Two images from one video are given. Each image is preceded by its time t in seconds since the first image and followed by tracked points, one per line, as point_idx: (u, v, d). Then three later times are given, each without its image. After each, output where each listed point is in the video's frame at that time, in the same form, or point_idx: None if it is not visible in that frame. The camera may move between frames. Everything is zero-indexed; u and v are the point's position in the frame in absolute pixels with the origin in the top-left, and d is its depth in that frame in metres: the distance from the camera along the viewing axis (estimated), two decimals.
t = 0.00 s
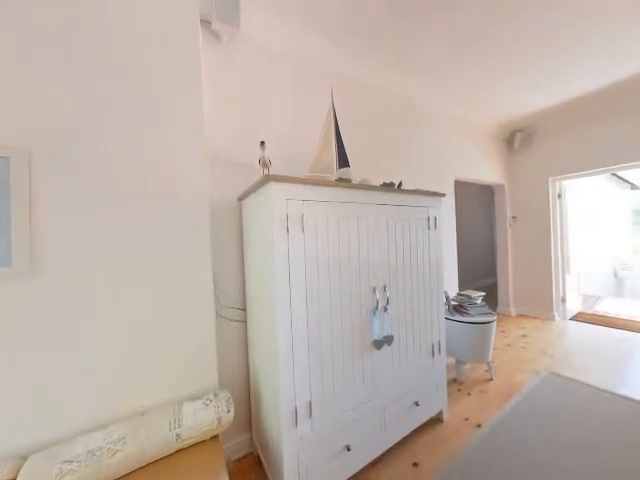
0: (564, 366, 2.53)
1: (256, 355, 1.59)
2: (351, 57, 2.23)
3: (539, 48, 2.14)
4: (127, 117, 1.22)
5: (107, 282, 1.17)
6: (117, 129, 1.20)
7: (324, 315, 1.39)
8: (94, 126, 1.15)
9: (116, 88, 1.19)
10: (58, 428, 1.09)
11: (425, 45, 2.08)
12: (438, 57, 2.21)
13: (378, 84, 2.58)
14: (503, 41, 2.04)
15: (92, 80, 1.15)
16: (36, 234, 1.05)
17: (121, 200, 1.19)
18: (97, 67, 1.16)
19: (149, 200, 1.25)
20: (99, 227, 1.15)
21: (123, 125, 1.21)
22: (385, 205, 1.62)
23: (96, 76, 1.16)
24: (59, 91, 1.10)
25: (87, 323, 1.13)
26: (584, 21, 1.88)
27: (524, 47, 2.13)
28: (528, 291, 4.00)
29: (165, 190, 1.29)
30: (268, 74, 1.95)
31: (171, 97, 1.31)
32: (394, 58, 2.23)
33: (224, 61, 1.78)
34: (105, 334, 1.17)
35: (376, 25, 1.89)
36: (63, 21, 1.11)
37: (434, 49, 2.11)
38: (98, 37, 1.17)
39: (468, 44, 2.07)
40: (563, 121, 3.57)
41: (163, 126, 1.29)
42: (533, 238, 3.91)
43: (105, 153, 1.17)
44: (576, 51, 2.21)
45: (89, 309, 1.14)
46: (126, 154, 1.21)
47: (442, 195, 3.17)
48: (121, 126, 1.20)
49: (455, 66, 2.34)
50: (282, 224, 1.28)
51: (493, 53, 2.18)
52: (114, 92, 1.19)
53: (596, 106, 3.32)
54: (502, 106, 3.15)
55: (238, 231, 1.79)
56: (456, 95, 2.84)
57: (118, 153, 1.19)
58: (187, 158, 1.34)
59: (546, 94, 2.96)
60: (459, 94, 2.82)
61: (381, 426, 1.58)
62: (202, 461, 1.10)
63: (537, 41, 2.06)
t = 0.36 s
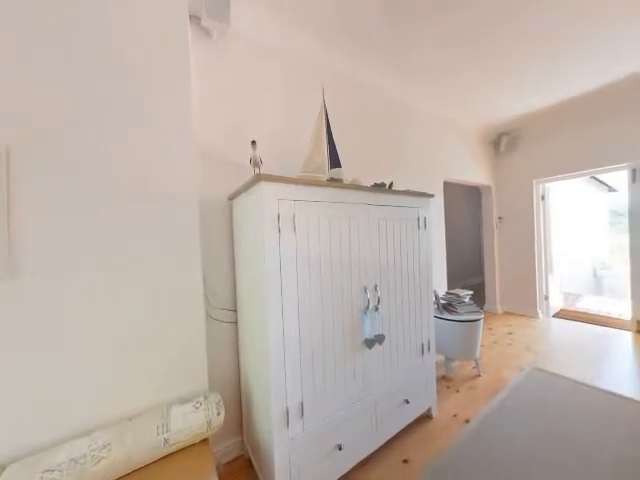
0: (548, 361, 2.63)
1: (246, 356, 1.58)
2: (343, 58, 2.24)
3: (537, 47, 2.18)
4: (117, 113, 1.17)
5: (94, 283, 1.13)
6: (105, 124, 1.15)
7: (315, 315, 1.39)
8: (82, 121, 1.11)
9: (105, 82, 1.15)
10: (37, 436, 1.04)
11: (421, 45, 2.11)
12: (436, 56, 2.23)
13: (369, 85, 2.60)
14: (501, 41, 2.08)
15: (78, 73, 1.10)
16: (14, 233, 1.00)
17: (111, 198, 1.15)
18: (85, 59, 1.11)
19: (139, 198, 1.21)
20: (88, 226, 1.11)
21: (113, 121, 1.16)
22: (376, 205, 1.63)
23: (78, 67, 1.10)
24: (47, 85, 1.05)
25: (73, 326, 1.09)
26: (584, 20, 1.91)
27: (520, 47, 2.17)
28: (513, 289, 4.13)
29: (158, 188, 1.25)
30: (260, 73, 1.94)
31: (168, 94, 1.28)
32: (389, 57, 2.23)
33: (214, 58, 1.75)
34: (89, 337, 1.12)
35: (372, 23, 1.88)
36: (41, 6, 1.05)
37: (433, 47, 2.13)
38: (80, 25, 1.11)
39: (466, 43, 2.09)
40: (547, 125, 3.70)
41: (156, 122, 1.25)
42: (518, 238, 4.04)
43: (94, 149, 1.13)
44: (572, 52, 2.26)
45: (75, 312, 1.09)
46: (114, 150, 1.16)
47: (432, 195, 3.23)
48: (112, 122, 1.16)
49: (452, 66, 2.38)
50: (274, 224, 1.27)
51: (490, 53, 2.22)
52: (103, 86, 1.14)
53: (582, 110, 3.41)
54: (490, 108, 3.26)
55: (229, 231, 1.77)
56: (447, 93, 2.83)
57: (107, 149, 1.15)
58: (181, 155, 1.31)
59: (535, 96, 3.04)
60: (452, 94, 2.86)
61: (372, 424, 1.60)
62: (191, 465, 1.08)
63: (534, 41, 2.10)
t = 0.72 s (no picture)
0: (532, 357, 2.73)
1: (237, 357, 1.56)
2: (334, 58, 2.25)
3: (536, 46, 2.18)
4: (104, 108, 1.14)
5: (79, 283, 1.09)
6: (91, 121, 1.11)
7: (307, 315, 1.39)
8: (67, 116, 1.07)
9: (91, 77, 1.11)
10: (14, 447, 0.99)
11: (416, 46, 2.13)
12: (428, 58, 2.26)
13: (360, 86, 2.63)
14: (495, 42, 2.11)
15: (63, 66, 1.06)
16: None
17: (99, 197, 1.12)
18: (71, 52, 1.08)
19: (126, 197, 1.17)
20: (73, 225, 1.07)
21: (100, 117, 1.13)
22: (367, 205, 1.65)
23: (58, 58, 1.06)
24: (23, 76, 1.00)
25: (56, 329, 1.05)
26: (584, 20, 1.92)
27: (517, 47, 2.18)
28: (499, 288, 4.26)
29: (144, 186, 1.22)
30: (251, 71, 1.92)
31: (158, 91, 1.25)
32: (380, 58, 2.26)
33: (204, 55, 1.72)
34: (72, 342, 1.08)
35: (365, 23, 1.89)
36: None
37: (433, 44, 2.10)
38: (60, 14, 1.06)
39: (459, 44, 2.12)
40: (531, 128, 3.83)
41: (145, 119, 1.22)
42: (504, 238, 4.17)
43: (80, 146, 1.09)
44: (568, 53, 2.29)
45: (59, 314, 1.06)
46: (100, 147, 1.12)
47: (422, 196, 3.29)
48: (98, 119, 1.13)
49: (450, 67, 2.40)
50: (265, 224, 1.26)
51: (487, 52, 2.23)
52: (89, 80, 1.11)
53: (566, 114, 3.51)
54: (475, 113, 3.38)
55: (219, 230, 1.74)
56: (447, 91, 2.81)
57: (92, 146, 1.11)
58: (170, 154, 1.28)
59: (519, 101, 3.16)
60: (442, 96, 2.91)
61: (364, 422, 1.61)
62: (180, 471, 1.06)
63: (531, 41, 2.12)
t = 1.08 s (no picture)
0: (517, 353, 2.81)
1: (227, 359, 1.54)
2: (325, 58, 2.26)
3: (539, 45, 2.18)
4: (89, 104, 1.11)
5: (61, 285, 1.05)
6: (75, 117, 1.08)
7: (298, 315, 1.39)
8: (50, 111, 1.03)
9: (75, 71, 1.07)
10: None
11: (415, 46, 2.13)
12: (418, 60, 2.29)
13: (350, 87, 2.65)
14: (486, 45, 2.14)
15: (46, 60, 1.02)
16: None
17: (83, 194, 1.08)
18: (53, 44, 1.04)
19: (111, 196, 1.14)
20: (55, 223, 1.03)
21: (84, 112, 1.09)
22: (358, 205, 1.66)
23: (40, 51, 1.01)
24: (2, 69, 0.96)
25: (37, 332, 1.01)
26: (584, 20, 1.92)
27: (517, 46, 2.18)
28: (486, 286, 4.38)
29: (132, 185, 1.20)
30: (241, 69, 1.90)
31: (146, 86, 1.23)
32: (371, 59, 2.27)
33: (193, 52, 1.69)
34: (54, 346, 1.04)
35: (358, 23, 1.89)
36: None
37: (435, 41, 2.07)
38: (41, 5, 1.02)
39: (450, 46, 2.14)
40: (516, 132, 3.95)
41: (132, 116, 1.20)
42: (491, 238, 4.29)
43: (63, 142, 1.05)
44: (559, 56, 2.34)
45: (40, 318, 1.01)
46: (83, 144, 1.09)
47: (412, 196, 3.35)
48: (83, 114, 1.09)
49: (442, 68, 2.41)
50: (257, 224, 1.25)
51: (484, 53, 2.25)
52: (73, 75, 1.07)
53: (558, 115, 3.55)
54: (462, 115, 3.47)
55: (209, 230, 1.71)
56: (436, 91, 2.83)
57: (75, 143, 1.08)
58: (158, 151, 1.26)
59: (505, 105, 3.24)
60: (432, 98, 2.96)
61: (355, 422, 1.62)
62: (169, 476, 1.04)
63: (533, 41, 2.12)
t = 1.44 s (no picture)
0: (503, 350, 2.90)
1: (218, 361, 1.52)
2: (317, 58, 2.26)
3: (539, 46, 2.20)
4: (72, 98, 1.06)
5: (44, 288, 1.01)
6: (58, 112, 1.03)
7: (290, 315, 1.39)
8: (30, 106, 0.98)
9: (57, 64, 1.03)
10: None
11: (415, 45, 2.13)
12: (410, 61, 2.32)
13: (341, 88, 2.66)
14: (481, 47, 2.18)
15: (25, 52, 0.97)
16: None
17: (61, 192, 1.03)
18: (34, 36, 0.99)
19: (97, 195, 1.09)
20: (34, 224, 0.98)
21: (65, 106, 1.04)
22: (350, 206, 1.67)
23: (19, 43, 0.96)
24: None
25: (9, 338, 0.95)
26: (585, 20, 1.94)
27: (517, 46, 2.19)
28: (474, 285, 4.50)
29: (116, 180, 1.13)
30: (232, 67, 1.88)
31: (132, 79, 1.17)
32: (364, 59, 2.28)
33: (182, 49, 1.66)
34: (34, 351, 1.00)
35: (352, 23, 1.89)
36: None
37: (434, 40, 2.07)
38: None
39: (442, 49, 2.18)
40: (503, 134, 4.07)
41: (119, 109, 1.15)
42: (478, 238, 4.41)
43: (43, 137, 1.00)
44: (547, 61, 2.42)
45: (21, 321, 0.97)
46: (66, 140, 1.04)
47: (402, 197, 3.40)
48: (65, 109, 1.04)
49: (437, 68, 2.43)
50: (247, 224, 1.24)
51: (479, 55, 2.28)
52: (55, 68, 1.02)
53: (547, 119, 3.67)
54: (452, 117, 3.54)
55: (199, 230, 1.68)
56: (433, 91, 2.84)
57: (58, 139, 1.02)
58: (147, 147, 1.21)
59: (499, 107, 3.32)
60: (422, 99, 3.00)
61: (347, 421, 1.63)
62: None
63: (528, 43, 2.16)
